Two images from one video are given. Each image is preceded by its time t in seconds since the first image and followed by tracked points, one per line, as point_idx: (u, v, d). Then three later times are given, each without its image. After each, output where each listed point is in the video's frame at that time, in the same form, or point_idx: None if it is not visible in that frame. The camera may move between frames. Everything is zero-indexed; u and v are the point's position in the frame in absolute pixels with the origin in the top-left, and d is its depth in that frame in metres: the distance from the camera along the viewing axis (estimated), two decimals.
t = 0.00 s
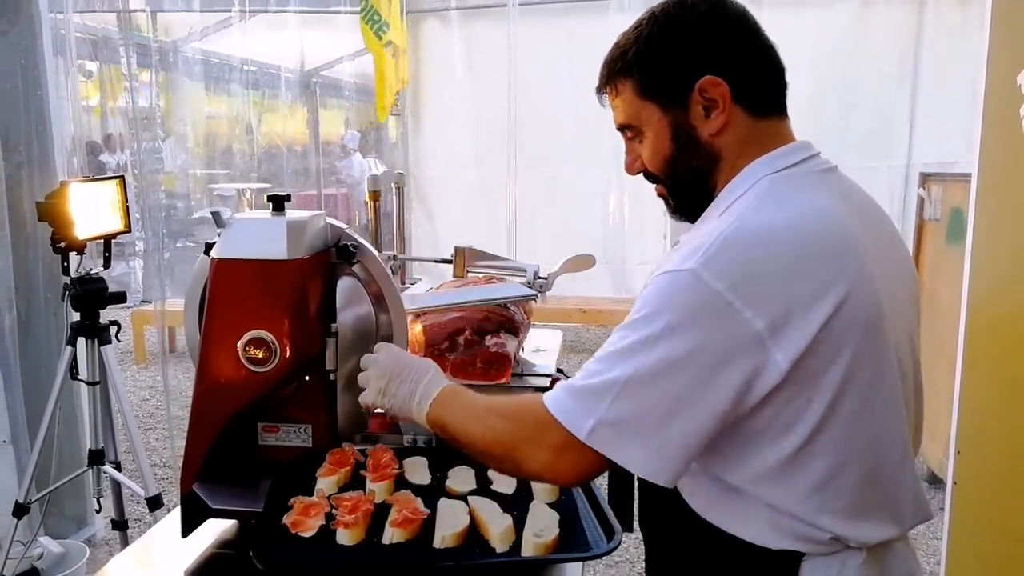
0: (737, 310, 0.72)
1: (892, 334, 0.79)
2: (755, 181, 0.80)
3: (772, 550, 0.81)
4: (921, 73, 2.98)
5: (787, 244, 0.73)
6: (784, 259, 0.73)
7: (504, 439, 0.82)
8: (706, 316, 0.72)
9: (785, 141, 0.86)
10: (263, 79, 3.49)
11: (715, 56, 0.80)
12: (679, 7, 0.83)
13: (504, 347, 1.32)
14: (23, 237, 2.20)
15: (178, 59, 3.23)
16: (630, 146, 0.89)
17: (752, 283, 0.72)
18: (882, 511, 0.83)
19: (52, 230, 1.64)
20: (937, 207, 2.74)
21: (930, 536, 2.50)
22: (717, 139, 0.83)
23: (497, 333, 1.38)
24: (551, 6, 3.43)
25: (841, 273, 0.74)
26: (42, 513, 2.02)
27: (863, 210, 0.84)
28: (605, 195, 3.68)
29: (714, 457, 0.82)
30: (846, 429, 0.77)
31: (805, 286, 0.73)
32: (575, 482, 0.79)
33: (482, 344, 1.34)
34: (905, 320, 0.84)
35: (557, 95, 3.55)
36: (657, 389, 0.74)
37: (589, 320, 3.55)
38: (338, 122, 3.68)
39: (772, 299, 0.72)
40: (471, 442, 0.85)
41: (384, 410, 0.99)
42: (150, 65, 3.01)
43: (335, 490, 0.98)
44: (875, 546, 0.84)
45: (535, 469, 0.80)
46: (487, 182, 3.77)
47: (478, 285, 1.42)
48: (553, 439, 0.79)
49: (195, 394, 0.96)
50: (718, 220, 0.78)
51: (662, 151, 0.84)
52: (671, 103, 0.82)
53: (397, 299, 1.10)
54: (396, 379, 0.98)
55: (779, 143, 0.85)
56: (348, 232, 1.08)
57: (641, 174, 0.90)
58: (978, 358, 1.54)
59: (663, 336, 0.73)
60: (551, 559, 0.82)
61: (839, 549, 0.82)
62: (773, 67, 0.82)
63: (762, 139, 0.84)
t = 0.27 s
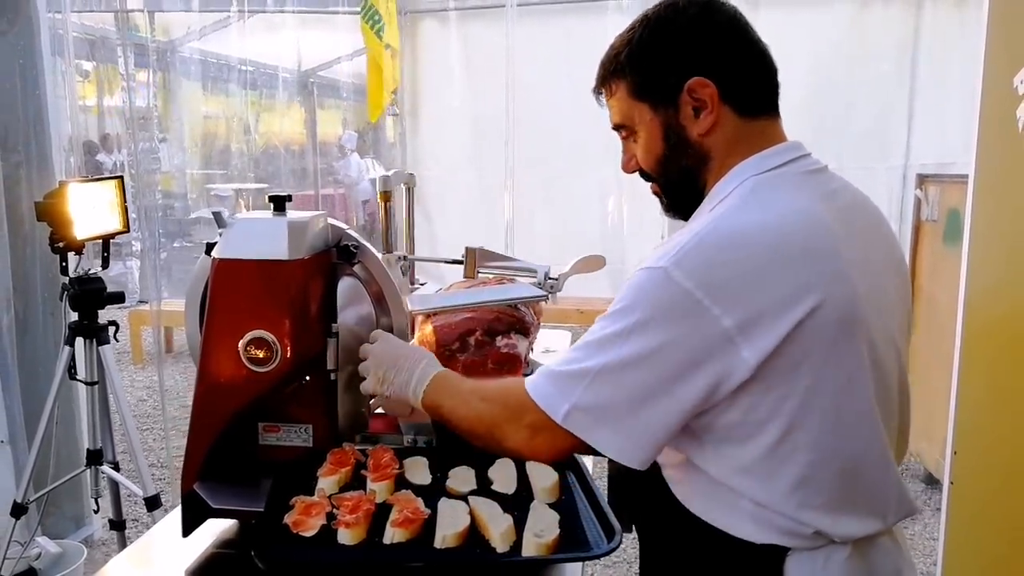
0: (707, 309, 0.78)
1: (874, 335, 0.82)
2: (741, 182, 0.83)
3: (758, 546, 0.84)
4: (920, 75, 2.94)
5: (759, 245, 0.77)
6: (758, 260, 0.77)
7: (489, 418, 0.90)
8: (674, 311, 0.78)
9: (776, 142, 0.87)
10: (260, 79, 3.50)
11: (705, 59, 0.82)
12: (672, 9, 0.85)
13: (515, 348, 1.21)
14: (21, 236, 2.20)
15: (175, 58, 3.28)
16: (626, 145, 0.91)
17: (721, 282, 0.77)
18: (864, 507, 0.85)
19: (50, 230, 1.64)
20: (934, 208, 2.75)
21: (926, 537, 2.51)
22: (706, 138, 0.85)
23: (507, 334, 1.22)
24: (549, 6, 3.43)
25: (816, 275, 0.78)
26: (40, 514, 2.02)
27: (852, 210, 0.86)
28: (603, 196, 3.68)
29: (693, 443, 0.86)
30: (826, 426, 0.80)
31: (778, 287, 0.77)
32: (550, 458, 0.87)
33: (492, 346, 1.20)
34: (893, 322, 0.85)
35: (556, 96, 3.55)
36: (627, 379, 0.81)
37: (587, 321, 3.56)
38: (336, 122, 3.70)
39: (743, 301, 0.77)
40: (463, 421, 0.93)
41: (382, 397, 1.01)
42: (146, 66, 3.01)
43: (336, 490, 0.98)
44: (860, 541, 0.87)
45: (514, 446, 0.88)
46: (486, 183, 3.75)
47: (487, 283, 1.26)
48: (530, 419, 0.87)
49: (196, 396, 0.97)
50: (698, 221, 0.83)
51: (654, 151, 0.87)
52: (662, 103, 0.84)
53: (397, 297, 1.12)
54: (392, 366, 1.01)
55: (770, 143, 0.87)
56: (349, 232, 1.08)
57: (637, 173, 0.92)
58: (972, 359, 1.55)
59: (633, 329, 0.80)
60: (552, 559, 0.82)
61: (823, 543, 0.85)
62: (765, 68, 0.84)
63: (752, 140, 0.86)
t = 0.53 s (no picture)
0: (702, 305, 0.79)
1: (871, 331, 0.82)
2: (739, 179, 0.84)
3: (751, 539, 0.85)
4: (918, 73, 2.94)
5: (754, 240, 0.78)
6: (753, 257, 0.78)
7: (488, 411, 0.91)
8: (671, 306, 0.79)
9: (777, 141, 0.87)
10: (257, 77, 3.52)
11: (704, 58, 0.83)
12: (672, 11, 0.86)
13: (467, 344, 1.34)
14: (22, 233, 2.21)
15: (174, 57, 3.31)
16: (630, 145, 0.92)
17: (715, 278, 0.78)
18: (861, 503, 0.85)
19: (50, 228, 1.65)
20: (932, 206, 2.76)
21: (923, 534, 2.52)
22: (706, 136, 0.86)
23: (460, 331, 1.39)
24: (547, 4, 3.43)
25: (811, 272, 0.79)
26: (40, 511, 2.03)
27: (850, 210, 0.86)
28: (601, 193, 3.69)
29: (689, 434, 0.88)
30: (821, 422, 0.81)
31: (773, 283, 0.78)
32: (548, 450, 0.88)
33: (445, 341, 1.35)
34: (891, 319, 0.86)
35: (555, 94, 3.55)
36: (623, 372, 0.81)
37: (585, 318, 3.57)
38: (334, 121, 3.66)
39: (739, 297, 0.78)
40: (464, 414, 0.94)
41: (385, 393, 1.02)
42: (144, 63, 3.01)
43: (336, 487, 0.98)
44: (854, 537, 0.86)
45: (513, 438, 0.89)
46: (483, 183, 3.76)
47: (443, 283, 1.44)
48: (528, 411, 0.88)
49: (196, 394, 0.97)
50: (698, 216, 0.84)
51: (655, 149, 0.88)
52: (662, 102, 0.85)
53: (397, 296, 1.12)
54: (395, 366, 1.02)
55: (769, 142, 0.87)
56: (350, 230, 1.08)
57: (640, 172, 0.93)
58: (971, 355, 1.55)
59: (631, 324, 0.81)
60: (553, 554, 0.83)
61: (816, 541, 0.84)
62: (766, 67, 0.84)
63: (752, 139, 0.86)
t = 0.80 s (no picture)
0: (698, 304, 0.79)
1: (868, 329, 0.83)
2: (739, 179, 0.85)
3: (749, 535, 0.86)
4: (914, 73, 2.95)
5: (752, 240, 0.79)
6: (750, 256, 0.79)
7: (485, 412, 0.92)
8: (670, 305, 0.80)
9: (778, 141, 0.88)
10: (253, 78, 3.53)
11: (706, 60, 0.84)
12: (674, 13, 0.87)
13: (419, 341, 1.29)
14: (20, 231, 2.21)
15: (169, 56, 3.39)
16: (633, 146, 0.93)
17: (713, 277, 0.79)
18: (857, 499, 0.86)
19: (48, 228, 1.65)
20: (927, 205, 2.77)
21: (920, 532, 2.53)
22: (708, 137, 0.87)
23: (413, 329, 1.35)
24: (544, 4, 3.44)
25: (809, 271, 0.79)
26: (39, 510, 2.03)
27: (847, 209, 0.86)
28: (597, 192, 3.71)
29: (685, 431, 0.88)
30: (818, 419, 0.82)
31: (770, 282, 0.79)
32: (549, 449, 0.88)
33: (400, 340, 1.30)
34: (889, 317, 0.86)
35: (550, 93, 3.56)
36: (623, 371, 0.82)
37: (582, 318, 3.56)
38: (330, 120, 3.66)
39: (735, 296, 0.79)
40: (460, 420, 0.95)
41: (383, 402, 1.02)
42: (141, 62, 3.01)
43: (337, 485, 0.99)
44: (852, 533, 0.88)
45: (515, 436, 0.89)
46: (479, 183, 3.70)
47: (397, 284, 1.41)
48: (529, 409, 0.88)
49: (197, 393, 0.98)
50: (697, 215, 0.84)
51: (658, 150, 0.88)
52: (664, 104, 0.86)
53: (397, 296, 1.11)
54: (393, 372, 1.03)
55: (769, 143, 0.88)
56: (350, 229, 1.09)
57: (643, 173, 0.94)
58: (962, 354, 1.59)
59: (631, 322, 0.81)
60: (553, 551, 0.84)
61: (814, 536, 0.86)
62: (767, 69, 0.85)
63: (753, 139, 0.87)
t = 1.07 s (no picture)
0: (698, 299, 0.80)
1: (867, 323, 0.84)
2: (736, 175, 0.86)
3: (747, 525, 0.87)
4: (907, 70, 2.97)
5: (750, 235, 0.80)
6: (749, 251, 0.80)
7: (485, 412, 0.92)
8: (672, 300, 0.81)
9: (774, 138, 0.89)
10: (245, 78, 3.47)
11: (703, 59, 0.85)
12: (669, 13, 0.88)
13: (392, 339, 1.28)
14: (14, 232, 2.21)
15: (160, 57, 3.31)
16: (630, 146, 0.94)
17: (713, 272, 0.80)
18: (856, 490, 0.88)
19: (45, 229, 1.65)
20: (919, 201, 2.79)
21: (915, 526, 2.55)
22: (706, 135, 0.87)
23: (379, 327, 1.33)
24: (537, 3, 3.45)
25: (808, 264, 0.80)
26: (37, 512, 2.03)
27: (843, 204, 0.87)
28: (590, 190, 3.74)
29: (686, 426, 0.89)
30: (817, 411, 0.83)
31: (769, 275, 0.80)
32: (554, 446, 0.89)
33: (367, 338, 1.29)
34: (887, 310, 0.87)
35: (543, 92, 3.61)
36: (626, 366, 0.83)
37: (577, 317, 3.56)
38: (321, 121, 3.61)
39: (736, 291, 0.80)
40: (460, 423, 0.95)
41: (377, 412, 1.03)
42: (133, 63, 3.00)
43: (341, 481, 1.00)
44: (850, 523, 0.89)
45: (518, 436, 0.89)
46: (472, 182, 3.81)
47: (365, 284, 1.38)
48: (531, 408, 0.89)
49: (199, 395, 0.98)
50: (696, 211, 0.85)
51: (657, 148, 0.89)
52: (662, 103, 0.87)
53: (399, 295, 1.11)
54: (385, 380, 1.03)
55: (765, 139, 0.88)
56: (350, 228, 1.10)
57: (640, 172, 0.94)
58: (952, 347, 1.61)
59: (633, 318, 0.82)
60: (556, 545, 0.84)
61: (813, 526, 0.87)
62: (762, 67, 0.86)
63: (750, 136, 0.88)
